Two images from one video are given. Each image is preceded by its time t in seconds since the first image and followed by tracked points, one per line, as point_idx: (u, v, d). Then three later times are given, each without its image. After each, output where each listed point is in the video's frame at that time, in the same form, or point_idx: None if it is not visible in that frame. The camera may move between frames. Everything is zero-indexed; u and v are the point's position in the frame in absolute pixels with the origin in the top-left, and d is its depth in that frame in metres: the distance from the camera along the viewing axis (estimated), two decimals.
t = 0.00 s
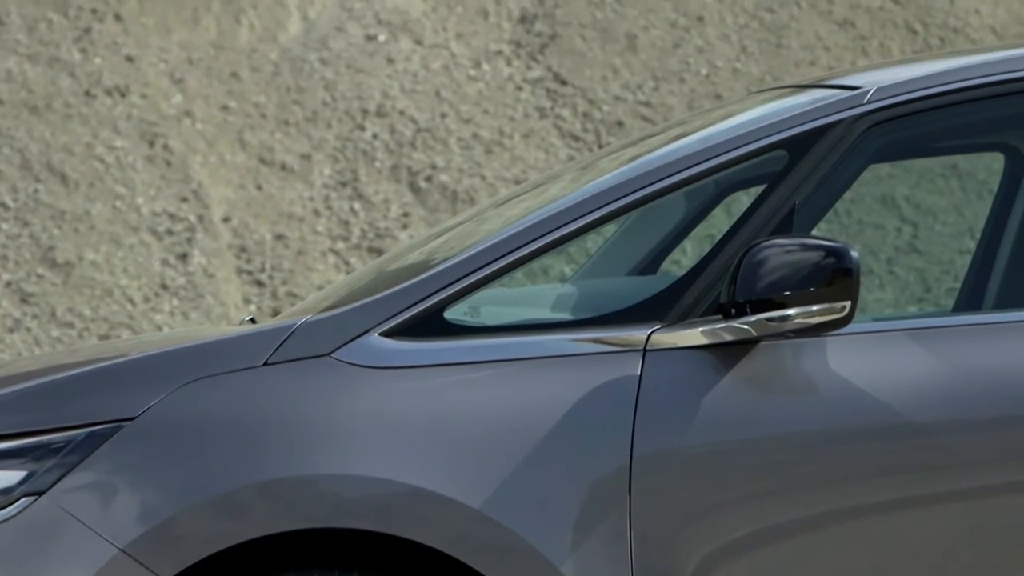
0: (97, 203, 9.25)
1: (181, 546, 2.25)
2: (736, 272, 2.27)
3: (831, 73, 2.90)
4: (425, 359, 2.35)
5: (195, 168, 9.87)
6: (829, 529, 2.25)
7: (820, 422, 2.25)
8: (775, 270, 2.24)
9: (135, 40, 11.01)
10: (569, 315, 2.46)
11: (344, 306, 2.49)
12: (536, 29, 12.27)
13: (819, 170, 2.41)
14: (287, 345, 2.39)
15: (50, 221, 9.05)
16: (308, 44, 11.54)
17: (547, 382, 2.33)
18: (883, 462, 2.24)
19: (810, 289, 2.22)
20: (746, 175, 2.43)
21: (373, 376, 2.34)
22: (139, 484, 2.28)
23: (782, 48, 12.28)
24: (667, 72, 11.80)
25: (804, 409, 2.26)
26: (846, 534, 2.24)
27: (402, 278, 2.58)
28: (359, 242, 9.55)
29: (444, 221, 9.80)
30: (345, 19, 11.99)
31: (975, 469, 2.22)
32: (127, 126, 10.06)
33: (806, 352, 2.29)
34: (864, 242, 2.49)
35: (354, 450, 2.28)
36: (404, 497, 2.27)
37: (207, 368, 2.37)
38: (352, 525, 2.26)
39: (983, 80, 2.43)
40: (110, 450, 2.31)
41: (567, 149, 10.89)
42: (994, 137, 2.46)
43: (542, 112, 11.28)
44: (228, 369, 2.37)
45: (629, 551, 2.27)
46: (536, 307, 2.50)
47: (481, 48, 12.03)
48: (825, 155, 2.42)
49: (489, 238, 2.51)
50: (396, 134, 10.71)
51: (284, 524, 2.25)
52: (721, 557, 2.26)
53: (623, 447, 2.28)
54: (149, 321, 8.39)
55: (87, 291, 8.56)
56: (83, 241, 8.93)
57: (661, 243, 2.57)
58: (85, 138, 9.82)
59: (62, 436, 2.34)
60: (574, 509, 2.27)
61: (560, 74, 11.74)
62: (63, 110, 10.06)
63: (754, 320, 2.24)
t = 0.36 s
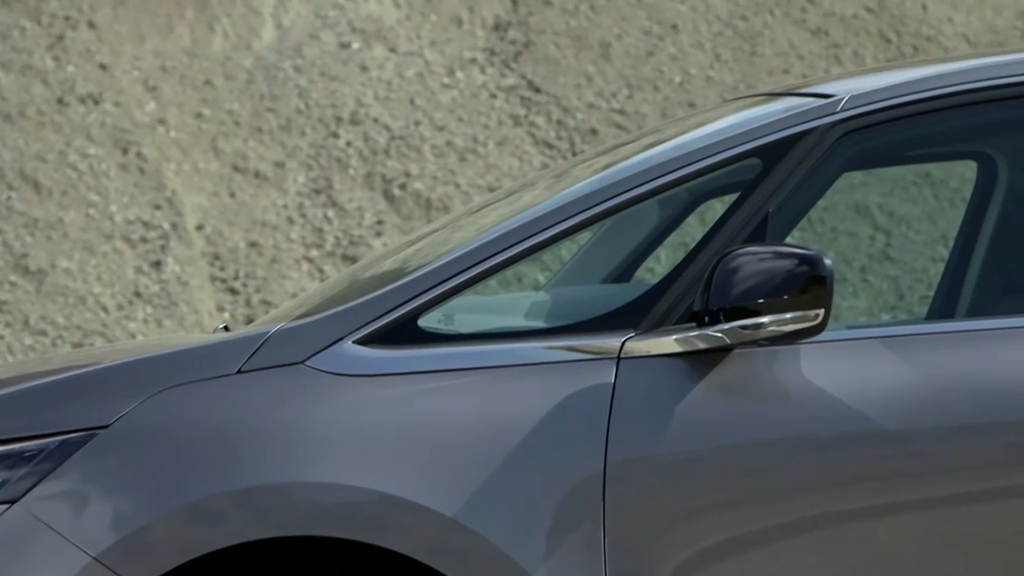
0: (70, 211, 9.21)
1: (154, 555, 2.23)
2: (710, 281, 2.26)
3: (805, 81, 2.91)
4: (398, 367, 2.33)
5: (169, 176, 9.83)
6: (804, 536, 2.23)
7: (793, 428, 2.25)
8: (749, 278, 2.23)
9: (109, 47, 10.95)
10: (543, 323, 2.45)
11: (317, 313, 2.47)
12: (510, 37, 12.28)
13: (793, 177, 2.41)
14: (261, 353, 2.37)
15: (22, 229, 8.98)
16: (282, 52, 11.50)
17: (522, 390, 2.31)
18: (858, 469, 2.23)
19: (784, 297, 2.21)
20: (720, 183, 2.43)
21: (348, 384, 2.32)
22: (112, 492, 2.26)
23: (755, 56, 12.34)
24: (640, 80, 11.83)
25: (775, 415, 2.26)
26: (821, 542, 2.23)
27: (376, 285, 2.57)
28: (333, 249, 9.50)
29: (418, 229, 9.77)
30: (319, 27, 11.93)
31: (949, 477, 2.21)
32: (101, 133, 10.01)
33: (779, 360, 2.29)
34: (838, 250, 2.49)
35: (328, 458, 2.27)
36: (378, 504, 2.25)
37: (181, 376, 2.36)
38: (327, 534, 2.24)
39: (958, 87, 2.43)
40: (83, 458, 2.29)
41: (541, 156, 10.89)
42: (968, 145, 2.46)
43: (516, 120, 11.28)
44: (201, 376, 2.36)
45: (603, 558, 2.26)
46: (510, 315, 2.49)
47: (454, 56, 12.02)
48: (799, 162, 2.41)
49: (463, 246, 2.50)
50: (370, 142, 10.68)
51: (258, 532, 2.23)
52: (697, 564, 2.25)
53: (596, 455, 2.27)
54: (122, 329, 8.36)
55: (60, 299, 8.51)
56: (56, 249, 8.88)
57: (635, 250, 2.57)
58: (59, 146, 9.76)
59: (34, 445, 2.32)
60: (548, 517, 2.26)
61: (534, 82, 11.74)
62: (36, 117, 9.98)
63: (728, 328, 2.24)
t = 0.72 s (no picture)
0: (44, 217, 9.18)
1: (128, 562, 2.21)
2: (684, 287, 2.25)
3: (780, 88, 2.91)
4: (375, 373, 2.32)
5: (144, 183, 9.80)
6: (782, 542, 2.23)
7: (769, 434, 2.24)
8: (724, 285, 2.22)
9: (83, 53, 10.90)
10: (518, 329, 2.43)
11: (293, 320, 2.46)
12: (485, 44, 12.27)
13: (768, 184, 2.41)
14: (236, 360, 2.36)
15: None
16: (257, 59, 11.45)
17: (498, 396, 2.30)
18: (836, 475, 2.22)
19: (759, 304, 2.20)
20: (694, 190, 2.43)
21: (323, 391, 2.31)
22: (86, 499, 2.25)
23: (730, 63, 12.39)
24: (616, 87, 11.85)
25: (751, 421, 2.25)
26: (799, 548, 2.22)
27: (350, 292, 2.55)
28: (308, 255, 9.47)
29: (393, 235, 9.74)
30: (294, 33, 11.88)
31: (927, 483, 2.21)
32: (75, 139, 9.97)
33: (753, 366, 2.28)
34: (814, 257, 2.46)
35: (303, 465, 2.25)
36: (353, 512, 2.24)
37: (156, 383, 2.35)
38: (302, 540, 2.23)
39: (931, 95, 2.43)
40: (57, 465, 2.28)
41: (516, 163, 10.88)
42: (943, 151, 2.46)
43: (491, 127, 11.27)
44: (176, 384, 2.34)
45: (578, 565, 2.24)
46: (485, 322, 2.47)
47: (430, 62, 12.01)
48: (774, 169, 2.41)
49: (438, 252, 2.49)
50: (345, 149, 10.65)
51: (233, 539, 2.22)
52: (675, 570, 2.24)
53: (571, 462, 2.26)
54: (97, 336, 8.32)
55: (34, 306, 8.46)
56: (30, 256, 8.82)
57: (610, 257, 2.56)
58: (33, 153, 9.72)
59: (10, 451, 2.31)
60: (524, 523, 2.25)
61: (510, 89, 11.74)
62: (11, 124, 9.91)
63: (702, 335, 2.23)
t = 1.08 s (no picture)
0: (18, 223, 9.16)
1: (102, 569, 2.20)
2: (659, 291, 2.25)
3: (756, 94, 2.91)
4: (349, 380, 2.30)
5: (118, 189, 9.76)
6: (756, 548, 2.22)
7: (744, 440, 2.24)
8: (700, 290, 2.22)
9: (57, 59, 10.85)
10: (493, 335, 2.42)
11: (267, 326, 2.44)
12: (460, 49, 12.26)
13: (742, 191, 2.40)
14: (210, 366, 2.34)
15: None
16: (232, 64, 11.40)
17: (473, 402, 2.29)
18: (811, 481, 2.22)
19: (733, 309, 2.20)
20: (669, 196, 2.42)
21: (298, 397, 2.29)
22: (60, 505, 2.23)
23: (705, 69, 12.43)
24: (591, 93, 11.86)
25: (725, 427, 2.24)
26: (773, 554, 2.22)
27: (324, 299, 2.53)
28: (283, 262, 9.44)
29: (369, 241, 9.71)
30: (269, 39, 11.84)
31: (902, 489, 2.21)
32: (49, 145, 9.94)
33: (728, 372, 2.28)
34: (786, 262, 2.48)
35: (278, 471, 2.24)
36: (328, 519, 2.23)
37: (130, 389, 2.33)
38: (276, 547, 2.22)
39: (906, 100, 2.43)
40: (31, 472, 2.26)
41: (491, 169, 10.87)
42: (919, 158, 2.46)
43: (467, 133, 11.26)
44: (151, 389, 2.32)
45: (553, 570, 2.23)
46: (460, 327, 2.46)
47: (405, 68, 12.01)
48: (749, 174, 2.41)
49: (412, 258, 2.47)
50: (320, 154, 10.60)
51: (207, 547, 2.20)
52: None
53: (547, 468, 2.25)
54: (71, 342, 8.29)
55: (8, 312, 8.43)
56: (3, 262, 8.78)
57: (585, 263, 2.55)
58: (7, 159, 9.68)
59: None
60: (498, 529, 2.24)
61: (485, 95, 11.74)
62: None
63: (677, 341, 2.22)
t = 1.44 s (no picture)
0: None
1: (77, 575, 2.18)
2: (636, 297, 2.24)
3: (733, 99, 2.91)
4: (324, 386, 2.29)
5: (94, 194, 9.71)
6: (736, 553, 2.21)
7: (720, 446, 2.23)
8: (676, 296, 2.21)
9: (33, 64, 10.80)
10: (469, 341, 2.41)
11: (242, 332, 2.42)
12: (436, 55, 12.25)
13: (719, 196, 2.40)
14: (186, 371, 2.32)
15: None
16: (207, 69, 11.36)
17: (448, 408, 2.28)
18: (791, 485, 2.21)
19: (709, 315, 2.20)
20: (645, 201, 2.41)
21: (274, 403, 2.27)
22: (35, 511, 2.21)
23: (682, 74, 12.45)
24: (567, 99, 11.86)
25: (701, 433, 2.24)
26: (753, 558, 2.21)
27: (300, 304, 2.52)
28: (259, 267, 9.37)
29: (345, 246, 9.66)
30: (245, 44, 11.82)
31: (882, 493, 2.20)
32: (24, 150, 9.86)
33: (704, 377, 2.27)
34: (762, 267, 2.49)
35: (254, 476, 2.22)
36: (304, 524, 2.21)
37: (106, 395, 2.31)
38: (253, 552, 2.19)
39: (882, 106, 2.42)
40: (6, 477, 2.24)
41: (467, 174, 10.84)
42: (895, 163, 2.46)
43: (443, 138, 11.24)
44: (127, 395, 2.31)
45: None
46: (437, 333, 2.45)
47: (381, 74, 12.00)
48: (725, 179, 2.40)
49: (388, 264, 2.46)
50: (296, 160, 10.57)
51: (183, 552, 2.18)
52: None
53: (523, 473, 2.24)
54: (46, 347, 8.22)
55: None
56: None
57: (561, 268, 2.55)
58: None
59: None
60: (475, 535, 2.23)
61: (461, 100, 11.73)
62: None
63: (653, 346, 2.22)
